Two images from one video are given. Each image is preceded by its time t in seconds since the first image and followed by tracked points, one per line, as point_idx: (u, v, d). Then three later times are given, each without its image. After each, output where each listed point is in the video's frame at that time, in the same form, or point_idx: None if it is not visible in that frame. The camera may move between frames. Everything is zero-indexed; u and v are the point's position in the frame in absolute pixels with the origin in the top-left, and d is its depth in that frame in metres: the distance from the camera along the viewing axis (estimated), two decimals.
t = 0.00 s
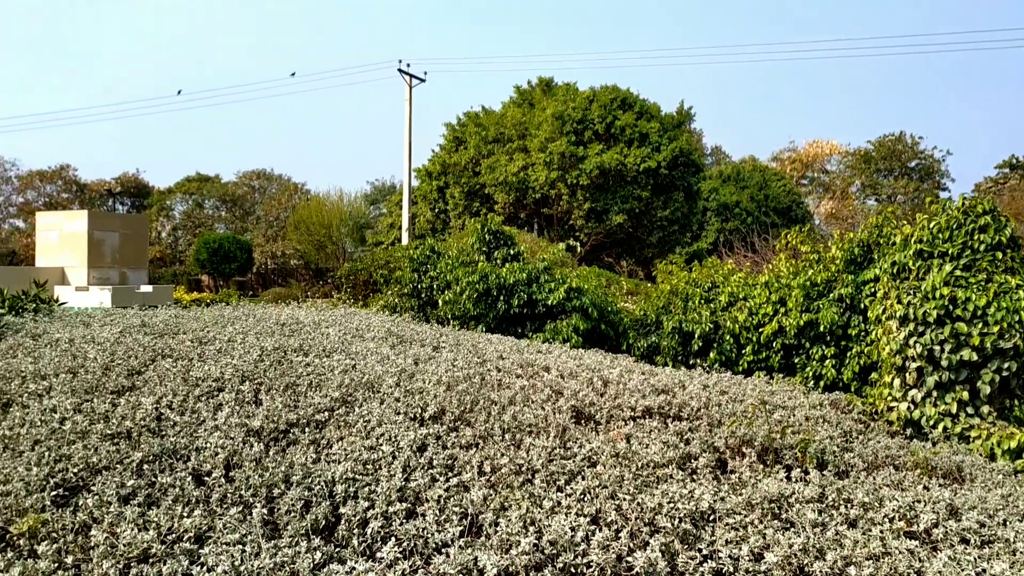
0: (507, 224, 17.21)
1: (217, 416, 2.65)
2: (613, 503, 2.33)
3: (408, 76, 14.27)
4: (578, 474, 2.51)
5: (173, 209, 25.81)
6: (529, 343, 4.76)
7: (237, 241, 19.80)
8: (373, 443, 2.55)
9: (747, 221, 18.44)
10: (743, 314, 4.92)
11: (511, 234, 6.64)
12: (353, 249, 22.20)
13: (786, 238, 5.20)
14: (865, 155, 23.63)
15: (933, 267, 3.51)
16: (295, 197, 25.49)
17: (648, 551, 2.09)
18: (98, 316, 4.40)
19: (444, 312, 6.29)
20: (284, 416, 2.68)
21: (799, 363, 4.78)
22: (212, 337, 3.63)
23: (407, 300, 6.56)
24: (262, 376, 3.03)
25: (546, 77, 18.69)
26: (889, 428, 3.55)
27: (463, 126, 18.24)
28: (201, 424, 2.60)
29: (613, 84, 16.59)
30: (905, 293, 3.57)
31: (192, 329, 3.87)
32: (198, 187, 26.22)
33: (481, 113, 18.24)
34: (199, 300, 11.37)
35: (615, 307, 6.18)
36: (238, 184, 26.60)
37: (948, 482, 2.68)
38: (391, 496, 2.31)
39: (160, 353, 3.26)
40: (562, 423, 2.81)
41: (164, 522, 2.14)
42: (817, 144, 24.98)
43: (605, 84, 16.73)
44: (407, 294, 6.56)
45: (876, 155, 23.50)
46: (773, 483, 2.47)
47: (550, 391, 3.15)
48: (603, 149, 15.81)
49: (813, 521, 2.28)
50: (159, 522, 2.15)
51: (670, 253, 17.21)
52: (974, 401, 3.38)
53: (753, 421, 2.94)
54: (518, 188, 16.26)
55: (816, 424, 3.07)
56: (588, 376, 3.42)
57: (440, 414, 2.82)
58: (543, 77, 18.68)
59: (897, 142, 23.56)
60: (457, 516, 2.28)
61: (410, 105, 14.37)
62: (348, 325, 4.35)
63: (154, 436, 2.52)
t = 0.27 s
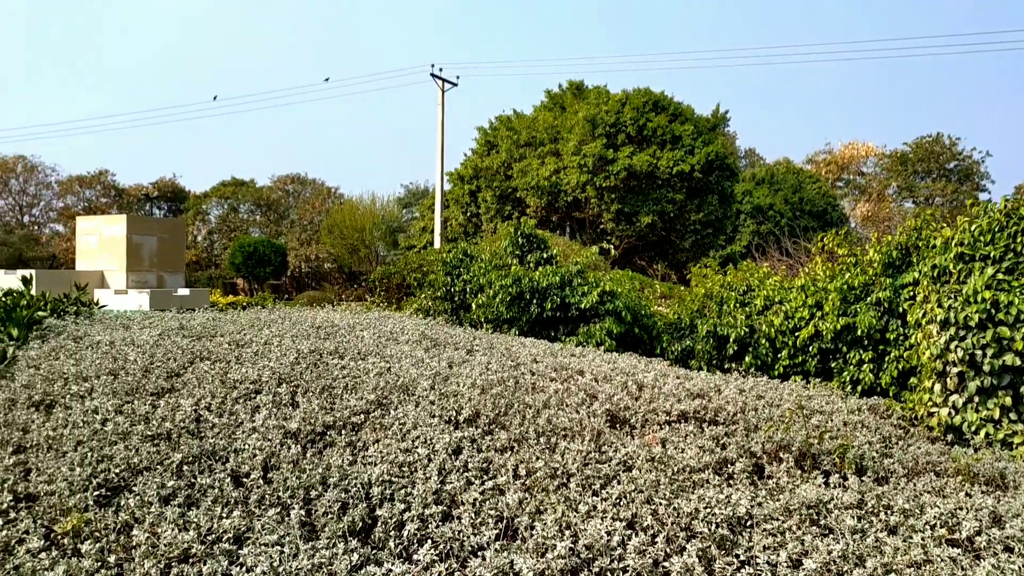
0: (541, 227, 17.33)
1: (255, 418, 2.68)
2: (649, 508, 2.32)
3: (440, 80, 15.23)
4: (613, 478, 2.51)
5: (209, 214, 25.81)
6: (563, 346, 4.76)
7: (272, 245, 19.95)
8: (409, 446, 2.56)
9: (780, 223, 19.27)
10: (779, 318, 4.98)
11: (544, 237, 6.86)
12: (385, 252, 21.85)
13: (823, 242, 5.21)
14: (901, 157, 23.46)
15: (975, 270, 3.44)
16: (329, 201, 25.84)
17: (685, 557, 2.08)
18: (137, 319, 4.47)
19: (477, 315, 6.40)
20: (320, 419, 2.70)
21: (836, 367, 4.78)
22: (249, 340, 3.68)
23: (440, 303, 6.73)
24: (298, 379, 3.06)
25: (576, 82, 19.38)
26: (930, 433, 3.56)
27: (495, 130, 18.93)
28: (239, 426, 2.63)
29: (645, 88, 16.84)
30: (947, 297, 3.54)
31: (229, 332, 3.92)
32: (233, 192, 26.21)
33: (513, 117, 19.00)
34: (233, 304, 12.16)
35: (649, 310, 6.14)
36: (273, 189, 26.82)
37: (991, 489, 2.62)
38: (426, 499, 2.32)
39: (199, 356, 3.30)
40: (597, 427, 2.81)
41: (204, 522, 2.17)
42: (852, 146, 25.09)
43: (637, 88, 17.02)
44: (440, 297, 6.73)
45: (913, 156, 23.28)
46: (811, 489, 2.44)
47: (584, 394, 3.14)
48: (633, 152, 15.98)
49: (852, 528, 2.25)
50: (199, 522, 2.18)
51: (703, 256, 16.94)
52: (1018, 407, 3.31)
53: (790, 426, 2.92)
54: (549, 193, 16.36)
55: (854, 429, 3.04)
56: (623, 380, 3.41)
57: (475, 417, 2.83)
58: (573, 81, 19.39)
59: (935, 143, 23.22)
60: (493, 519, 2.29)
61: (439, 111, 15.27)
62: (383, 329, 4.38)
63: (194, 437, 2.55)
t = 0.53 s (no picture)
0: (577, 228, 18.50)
1: (295, 419, 2.70)
2: (689, 512, 2.31)
3: (478, 83, 16.25)
4: (652, 482, 2.50)
5: (247, 215, 26.84)
6: (599, 348, 4.78)
7: (309, 247, 20.54)
8: (447, 447, 2.57)
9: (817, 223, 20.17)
10: (819, 321, 4.99)
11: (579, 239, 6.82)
12: (422, 254, 22.49)
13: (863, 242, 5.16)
14: (944, 155, 23.13)
15: None
16: (365, 203, 25.86)
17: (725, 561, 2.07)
18: (178, 319, 4.52)
19: (512, 317, 6.38)
20: (360, 420, 2.71)
21: (876, 369, 4.81)
22: (288, 340, 3.71)
23: (476, 305, 6.73)
24: (337, 380, 3.08)
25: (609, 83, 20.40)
26: (975, 438, 3.46)
27: (529, 133, 20.51)
28: (280, 426, 2.66)
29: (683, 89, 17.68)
30: (992, 300, 3.45)
31: (268, 333, 3.96)
32: (271, 194, 26.94)
33: (548, 120, 20.21)
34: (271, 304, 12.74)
35: (686, 312, 6.16)
36: (310, 192, 27.27)
37: None
38: (465, 500, 2.33)
39: (239, 357, 3.34)
40: (635, 430, 2.80)
41: (246, 522, 2.19)
42: (894, 146, 25.40)
43: (675, 89, 17.86)
44: (476, 299, 6.74)
45: (955, 155, 23.00)
46: (853, 494, 2.41)
47: (622, 397, 3.13)
48: (667, 152, 16.89)
49: (896, 533, 2.22)
50: (241, 522, 2.20)
51: (740, 256, 17.93)
52: None
53: (832, 430, 2.90)
54: (584, 195, 17.58)
55: (897, 433, 3.00)
56: (661, 382, 3.39)
57: (513, 419, 2.84)
58: (605, 84, 20.42)
59: (978, 141, 22.92)
60: (532, 521, 2.29)
61: (479, 112, 16.09)
62: (420, 330, 4.41)
63: (235, 438, 2.58)
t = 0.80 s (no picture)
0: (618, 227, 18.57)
1: (338, 417, 2.72)
2: (734, 513, 2.29)
3: (516, 83, 16.77)
4: (696, 482, 2.48)
5: (291, 216, 26.67)
6: (641, 347, 4.77)
7: (351, 248, 20.83)
8: (489, 446, 2.57)
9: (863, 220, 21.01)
10: (866, 319, 4.99)
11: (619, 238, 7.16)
12: (462, 253, 22.78)
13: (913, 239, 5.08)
14: (994, 152, 22.77)
15: None
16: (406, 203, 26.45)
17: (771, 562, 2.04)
18: (223, 319, 4.58)
19: (553, 316, 6.67)
20: (402, 418, 2.73)
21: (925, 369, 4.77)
22: (331, 339, 3.74)
23: (517, 304, 7.07)
24: (379, 378, 3.10)
25: (648, 81, 20.34)
26: None
27: (569, 131, 20.54)
28: (323, 424, 2.68)
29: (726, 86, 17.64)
30: None
31: (311, 331, 3.99)
32: (313, 195, 26.76)
33: (587, 118, 20.30)
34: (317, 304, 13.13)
35: (729, 311, 6.26)
36: (352, 192, 27.16)
37: None
38: (508, 499, 2.33)
39: (283, 355, 3.38)
40: (679, 429, 2.78)
41: (291, 519, 2.21)
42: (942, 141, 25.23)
43: (718, 85, 17.86)
44: (517, 298, 7.08)
45: (1007, 152, 22.56)
46: (903, 496, 2.37)
47: (665, 397, 3.11)
48: (710, 150, 16.88)
49: (947, 537, 2.17)
50: (286, 518, 2.22)
51: (783, 254, 17.83)
52: None
53: (880, 431, 2.86)
54: (623, 193, 17.50)
55: (948, 434, 2.94)
56: (704, 382, 3.37)
57: (555, 418, 2.83)
58: (644, 81, 20.38)
59: None
60: (575, 521, 2.28)
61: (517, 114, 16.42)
62: (461, 329, 4.42)
63: (280, 435, 2.61)
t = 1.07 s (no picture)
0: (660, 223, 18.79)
1: (383, 412, 2.74)
2: (782, 513, 2.27)
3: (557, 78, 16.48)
4: (743, 481, 2.46)
5: (333, 214, 26.85)
6: (686, 345, 4.75)
7: (393, 244, 20.96)
8: (532, 443, 2.57)
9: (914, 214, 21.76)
10: (916, 317, 5.04)
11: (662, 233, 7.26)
12: (503, 250, 23.31)
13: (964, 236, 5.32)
14: None
15: None
16: (447, 201, 26.70)
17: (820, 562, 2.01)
18: (269, 316, 4.63)
19: (596, 313, 6.80)
20: (446, 414, 2.74)
21: (978, 368, 4.86)
22: (375, 336, 3.77)
23: (559, 300, 7.27)
24: (423, 375, 3.12)
25: (690, 76, 20.42)
26: None
27: (611, 127, 20.86)
28: (368, 420, 2.69)
29: (770, 81, 17.70)
30: None
31: (356, 328, 4.03)
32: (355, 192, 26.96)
33: (629, 113, 20.68)
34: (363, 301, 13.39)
35: (774, 309, 6.48)
36: (393, 190, 27.53)
37: None
38: (552, 496, 2.32)
39: (328, 352, 3.42)
40: (724, 427, 2.76)
41: (336, 514, 2.22)
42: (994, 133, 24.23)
43: (762, 80, 17.92)
44: (558, 294, 7.29)
45: None
46: (956, 497, 2.33)
47: (710, 394, 3.09)
48: (754, 145, 17.08)
49: (1003, 540, 2.12)
50: (332, 513, 2.23)
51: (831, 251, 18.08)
52: None
53: (932, 431, 2.82)
54: (666, 189, 17.86)
55: (1004, 434, 2.87)
56: (750, 380, 3.35)
57: (598, 415, 2.82)
58: (686, 76, 20.46)
59: None
60: (620, 519, 2.27)
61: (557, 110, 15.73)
62: (503, 326, 4.42)
63: (325, 431, 2.63)
